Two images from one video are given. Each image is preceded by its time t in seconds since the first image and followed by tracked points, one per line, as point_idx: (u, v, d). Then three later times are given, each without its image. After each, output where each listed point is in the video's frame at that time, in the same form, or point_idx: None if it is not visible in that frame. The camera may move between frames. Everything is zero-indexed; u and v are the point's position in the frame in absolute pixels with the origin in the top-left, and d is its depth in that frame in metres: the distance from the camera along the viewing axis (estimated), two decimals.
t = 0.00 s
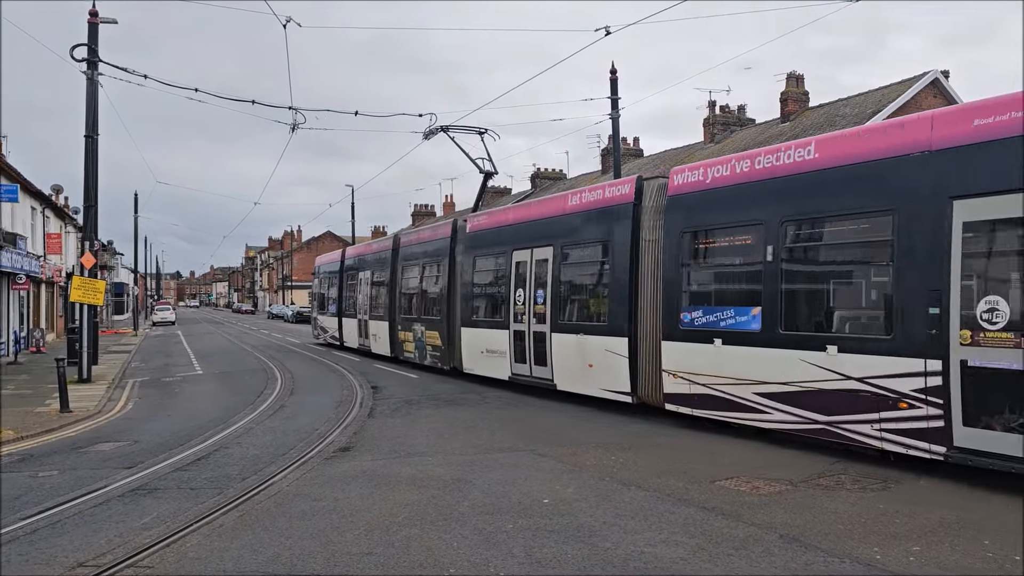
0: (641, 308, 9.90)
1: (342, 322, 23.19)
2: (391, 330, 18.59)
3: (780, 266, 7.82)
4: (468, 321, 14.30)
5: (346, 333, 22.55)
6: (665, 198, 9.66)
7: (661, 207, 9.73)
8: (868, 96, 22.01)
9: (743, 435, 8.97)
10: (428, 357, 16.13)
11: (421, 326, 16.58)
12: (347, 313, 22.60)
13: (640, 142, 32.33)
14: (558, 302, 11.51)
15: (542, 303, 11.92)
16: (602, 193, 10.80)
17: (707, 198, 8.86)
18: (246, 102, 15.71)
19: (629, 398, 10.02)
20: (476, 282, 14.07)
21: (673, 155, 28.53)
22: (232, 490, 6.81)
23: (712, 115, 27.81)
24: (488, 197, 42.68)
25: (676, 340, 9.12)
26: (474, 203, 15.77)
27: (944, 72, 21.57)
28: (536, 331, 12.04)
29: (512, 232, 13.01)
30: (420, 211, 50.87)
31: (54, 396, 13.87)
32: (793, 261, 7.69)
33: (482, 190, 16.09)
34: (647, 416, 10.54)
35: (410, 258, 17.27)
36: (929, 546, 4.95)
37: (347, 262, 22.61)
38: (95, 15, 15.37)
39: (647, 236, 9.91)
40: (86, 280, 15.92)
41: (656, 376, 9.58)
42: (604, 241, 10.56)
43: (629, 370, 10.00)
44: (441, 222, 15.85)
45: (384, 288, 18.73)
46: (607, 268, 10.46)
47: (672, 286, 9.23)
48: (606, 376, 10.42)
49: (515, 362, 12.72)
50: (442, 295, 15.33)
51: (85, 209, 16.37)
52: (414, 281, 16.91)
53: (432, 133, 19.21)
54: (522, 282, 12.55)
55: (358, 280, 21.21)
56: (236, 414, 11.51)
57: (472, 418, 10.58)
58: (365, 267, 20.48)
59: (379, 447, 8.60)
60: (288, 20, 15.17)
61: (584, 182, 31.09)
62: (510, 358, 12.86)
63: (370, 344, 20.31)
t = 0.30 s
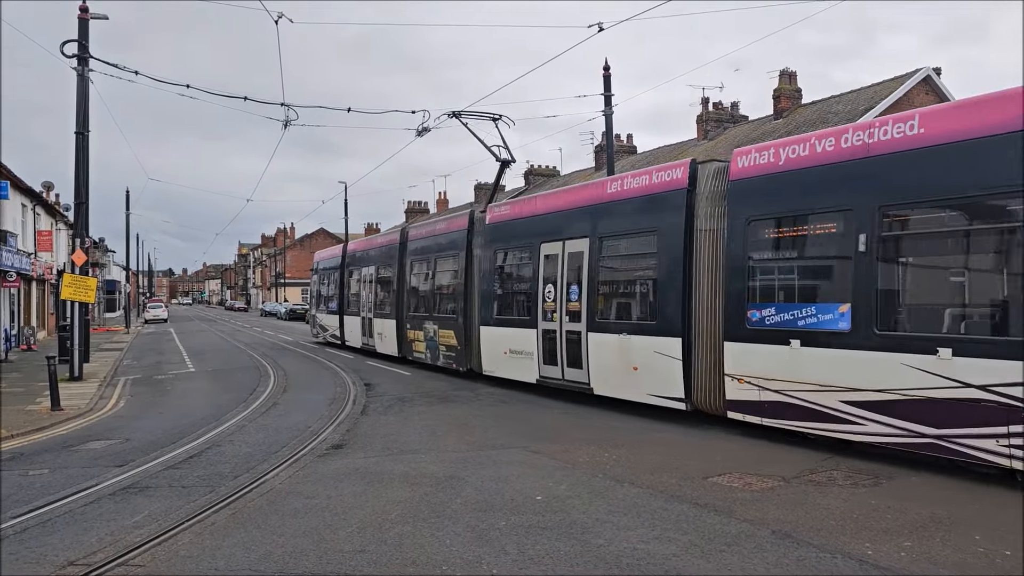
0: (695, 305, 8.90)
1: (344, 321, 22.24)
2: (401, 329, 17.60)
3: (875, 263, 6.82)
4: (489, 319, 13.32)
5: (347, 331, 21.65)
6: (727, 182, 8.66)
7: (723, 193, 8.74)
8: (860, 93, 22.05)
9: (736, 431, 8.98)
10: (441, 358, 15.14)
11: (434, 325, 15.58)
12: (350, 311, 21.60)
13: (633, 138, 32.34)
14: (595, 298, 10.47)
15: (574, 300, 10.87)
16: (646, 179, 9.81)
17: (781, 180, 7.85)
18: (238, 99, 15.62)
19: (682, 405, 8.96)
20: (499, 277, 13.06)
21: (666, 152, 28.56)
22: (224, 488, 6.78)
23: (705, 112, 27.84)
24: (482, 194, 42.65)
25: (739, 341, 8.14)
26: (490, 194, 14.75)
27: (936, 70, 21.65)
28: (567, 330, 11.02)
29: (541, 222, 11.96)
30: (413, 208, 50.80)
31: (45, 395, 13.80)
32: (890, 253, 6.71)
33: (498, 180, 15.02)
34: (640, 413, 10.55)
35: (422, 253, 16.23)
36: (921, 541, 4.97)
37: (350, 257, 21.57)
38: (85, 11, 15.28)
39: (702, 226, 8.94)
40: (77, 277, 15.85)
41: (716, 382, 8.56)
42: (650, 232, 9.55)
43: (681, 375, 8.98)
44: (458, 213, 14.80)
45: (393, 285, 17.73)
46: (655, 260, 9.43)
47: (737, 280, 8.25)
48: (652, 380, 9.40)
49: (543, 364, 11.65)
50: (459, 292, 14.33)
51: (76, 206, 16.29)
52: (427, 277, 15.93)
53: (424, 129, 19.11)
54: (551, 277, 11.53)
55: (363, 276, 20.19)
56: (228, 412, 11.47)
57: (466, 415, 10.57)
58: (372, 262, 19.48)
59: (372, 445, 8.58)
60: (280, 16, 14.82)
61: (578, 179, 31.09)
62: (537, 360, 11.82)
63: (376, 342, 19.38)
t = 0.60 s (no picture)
0: (770, 301, 7.93)
1: (349, 318, 21.29)
2: (413, 328, 16.61)
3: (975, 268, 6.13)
4: (518, 316, 12.30)
5: (351, 329, 20.72)
6: (811, 162, 7.65)
7: (801, 175, 7.77)
8: (855, 89, 22.06)
9: (731, 427, 9.00)
10: (460, 359, 14.17)
11: (452, 322, 14.53)
12: (355, 308, 20.62)
13: (628, 134, 32.33)
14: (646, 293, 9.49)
15: (620, 296, 9.90)
16: (707, 161, 8.86)
17: (869, 163, 7.00)
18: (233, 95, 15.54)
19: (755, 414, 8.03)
20: (528, 271, 12.09)
21: (661, 148, 28.55)
22: (219, 485, 6.78)
23: (701, 108, 27.84)
24: (477, 190, 42.62)
25: (827, 342, 7.21)
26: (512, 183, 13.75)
27: (931, 65, 21.69)
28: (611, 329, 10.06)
29: (578, 210, 10.98)
30: (408, 204, 50.71)
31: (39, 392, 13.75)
32: None
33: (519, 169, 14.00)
34: (636, 409, 10.55)
35: (438, 247, 15.21)
36: (916, 535, 4.98)
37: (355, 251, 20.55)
38: (78, 6, 15.21)
39: (776, 213, 7.97)
40: (71, 275, 15.79)
41: (796, 387, 7.62)
42: (714, 220, 8.60)
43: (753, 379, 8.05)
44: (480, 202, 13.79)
45: (404, 280, 16.74)
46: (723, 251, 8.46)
47: (824, 274, 7.32)
48: (716, 385, 8.48)
49: (582, 366, 10.68)
50: (483, 286, 13.30)
51: (69, 203, 16.24)
52: (444, 270, 14.88)
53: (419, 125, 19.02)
54: (591, 270, 10.56)
55: (369, 271, 19.18)
56: (224, 409, 11.46)
57: (461, 411, 10.57)
58: (378, 255, 18.47)
59: (367, 441, 8.58)
60: (274, 13, 14.63)
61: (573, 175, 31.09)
62: (574, 362, 10.85)
63: (383, 341, 18.42)
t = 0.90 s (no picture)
0: (871, 298, 6.88)
1: (356, 317, 20.27)
2: (430, 326, 15.57)
3: (961, 266, 6.16)
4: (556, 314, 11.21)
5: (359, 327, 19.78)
6: (923, 138, 6.62)
7: (911, 153, 6.72)
8: (853, 85, 22.06)
9: (728, 422, 9.00)
10: (485, 362, 13.09)
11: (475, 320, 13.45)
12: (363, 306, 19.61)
13: (625, 130, 32.32)
14: (711, 287, 8.47)
15: (680, 292, 8.84)
16: (789, 140, 7.81)
17: (996, 137, 6.00)
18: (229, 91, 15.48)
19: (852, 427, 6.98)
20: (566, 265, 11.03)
21: (659, 144, 28.54)
22: (217, 482, 6.77)
23: (698, 104, 27.83)
24: (475, 187, 42.60)
25: (943, 343, 6.20)
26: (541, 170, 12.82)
27: (928, 61, 21.69)
28: (667, 328, 9.02)
29: (627, 197, 9.92)
30: (405, 200, 50.68)
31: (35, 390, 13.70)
32: None
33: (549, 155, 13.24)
34: (633, 405, 10.55)
35: (460, 240, 14.15)
36: (911, 531, 4.99)
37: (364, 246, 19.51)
38: (74, 3, 15.16)
39: (876, 198, 6.94)
40: (67, 272, 15.75)
41: (897, 393, 6.62)
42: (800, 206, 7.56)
43: (848, 386, 7.00)
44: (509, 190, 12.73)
45: (420, 275, 15.72)
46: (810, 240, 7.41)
47: (936, 267, 6.32)
48: (800, 393, 7.45)
49: (631, 370, 9.63)
50: (514, 282, 12.21)
51: (66, 200, 16.19)
52: (467, 265, 13.79)
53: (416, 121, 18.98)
54: (643, 263, 9.49)
55: (379, 266, 18.14)
56: (221, 406, 11.45)
57: (458, 407, 10.56)
58: (390, 250, 17.43)
59: (364, 438, 8.57)
60: (270, 9, 14.59)
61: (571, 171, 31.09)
62: (625, 366, 9.78)
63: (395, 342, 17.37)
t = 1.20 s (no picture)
0: (1012, 296, 5.90)
1: (367, 316, 19.24)
2: (451, 325, 14.55)
3: None
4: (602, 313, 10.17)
5: (369, 327, 18.83)
6: None
7: None
8: (850, 82, 22.06)
9: (725, 419, 9.01)
10: (516, 364, 12.05)
11: (504, 318, 12.44)
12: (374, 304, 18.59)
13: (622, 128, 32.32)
14: (799, 281, 7.48)
15: (759, 288, 7.85)
16: (897, 114, 6.80)
17: None
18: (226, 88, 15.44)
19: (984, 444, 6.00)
20: (615, 259, 10.00)
21: (656, 141, 28.54)
22: (214, 480, 6.76)
23: (695, 101, 27.83)
24: (472, 185, 42.59)
25: None
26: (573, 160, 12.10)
27: (924, 58, 21.70)
28: (741, 329, 8.01)
29: (691, 183, 8.89)
30: (402, 198, 50.62)
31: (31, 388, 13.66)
32: None
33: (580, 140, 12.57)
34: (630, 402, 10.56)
35: (488, 233, 13.10)
36: (908, 526, 5.00)
37: (375, 241, 18.49)
38: None
39: (1016, 179, 5.95)
40: (64, 270, 15.71)
41: None
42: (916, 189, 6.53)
43: (979, 395, 6.02)
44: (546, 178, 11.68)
45: (439, 271, 14.72)
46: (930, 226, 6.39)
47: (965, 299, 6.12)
48: (912, 405, 6.47)
49: (696, 376, 8.59)
50: (553, 277, 11.16)
51: (61, 197, 16.16)
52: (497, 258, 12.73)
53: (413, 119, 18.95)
54: (713, 256, 8.47)
55: (392, 261, 17.13)
56: (217, 404, 11.44)
57: (455, 404, 10.57)
58: (405, 244, 16.42)
59: (362, 436, 8.57)
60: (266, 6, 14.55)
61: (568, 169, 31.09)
62: (689, 370, 8.73)
63: (411, 342, 16.31)
